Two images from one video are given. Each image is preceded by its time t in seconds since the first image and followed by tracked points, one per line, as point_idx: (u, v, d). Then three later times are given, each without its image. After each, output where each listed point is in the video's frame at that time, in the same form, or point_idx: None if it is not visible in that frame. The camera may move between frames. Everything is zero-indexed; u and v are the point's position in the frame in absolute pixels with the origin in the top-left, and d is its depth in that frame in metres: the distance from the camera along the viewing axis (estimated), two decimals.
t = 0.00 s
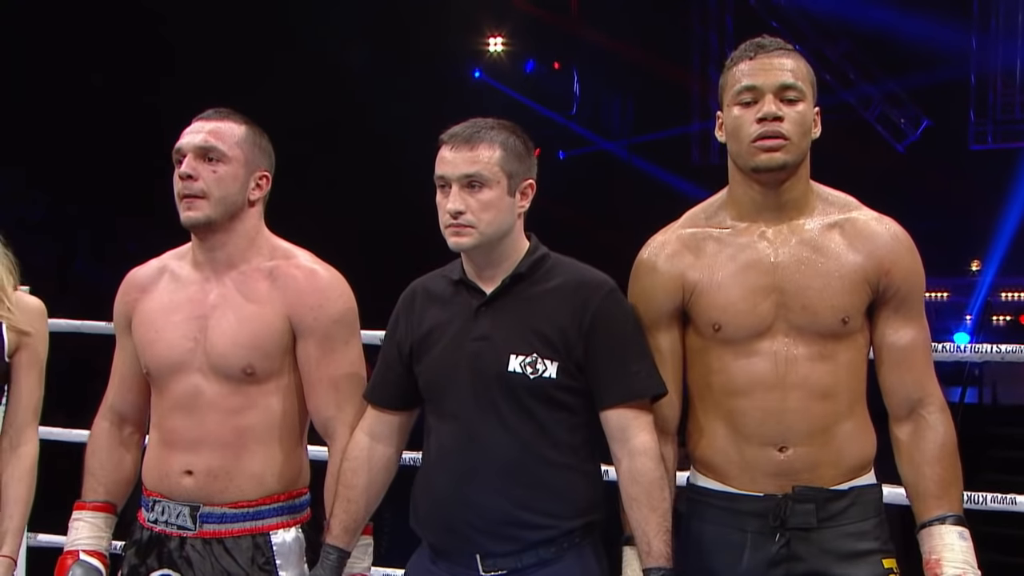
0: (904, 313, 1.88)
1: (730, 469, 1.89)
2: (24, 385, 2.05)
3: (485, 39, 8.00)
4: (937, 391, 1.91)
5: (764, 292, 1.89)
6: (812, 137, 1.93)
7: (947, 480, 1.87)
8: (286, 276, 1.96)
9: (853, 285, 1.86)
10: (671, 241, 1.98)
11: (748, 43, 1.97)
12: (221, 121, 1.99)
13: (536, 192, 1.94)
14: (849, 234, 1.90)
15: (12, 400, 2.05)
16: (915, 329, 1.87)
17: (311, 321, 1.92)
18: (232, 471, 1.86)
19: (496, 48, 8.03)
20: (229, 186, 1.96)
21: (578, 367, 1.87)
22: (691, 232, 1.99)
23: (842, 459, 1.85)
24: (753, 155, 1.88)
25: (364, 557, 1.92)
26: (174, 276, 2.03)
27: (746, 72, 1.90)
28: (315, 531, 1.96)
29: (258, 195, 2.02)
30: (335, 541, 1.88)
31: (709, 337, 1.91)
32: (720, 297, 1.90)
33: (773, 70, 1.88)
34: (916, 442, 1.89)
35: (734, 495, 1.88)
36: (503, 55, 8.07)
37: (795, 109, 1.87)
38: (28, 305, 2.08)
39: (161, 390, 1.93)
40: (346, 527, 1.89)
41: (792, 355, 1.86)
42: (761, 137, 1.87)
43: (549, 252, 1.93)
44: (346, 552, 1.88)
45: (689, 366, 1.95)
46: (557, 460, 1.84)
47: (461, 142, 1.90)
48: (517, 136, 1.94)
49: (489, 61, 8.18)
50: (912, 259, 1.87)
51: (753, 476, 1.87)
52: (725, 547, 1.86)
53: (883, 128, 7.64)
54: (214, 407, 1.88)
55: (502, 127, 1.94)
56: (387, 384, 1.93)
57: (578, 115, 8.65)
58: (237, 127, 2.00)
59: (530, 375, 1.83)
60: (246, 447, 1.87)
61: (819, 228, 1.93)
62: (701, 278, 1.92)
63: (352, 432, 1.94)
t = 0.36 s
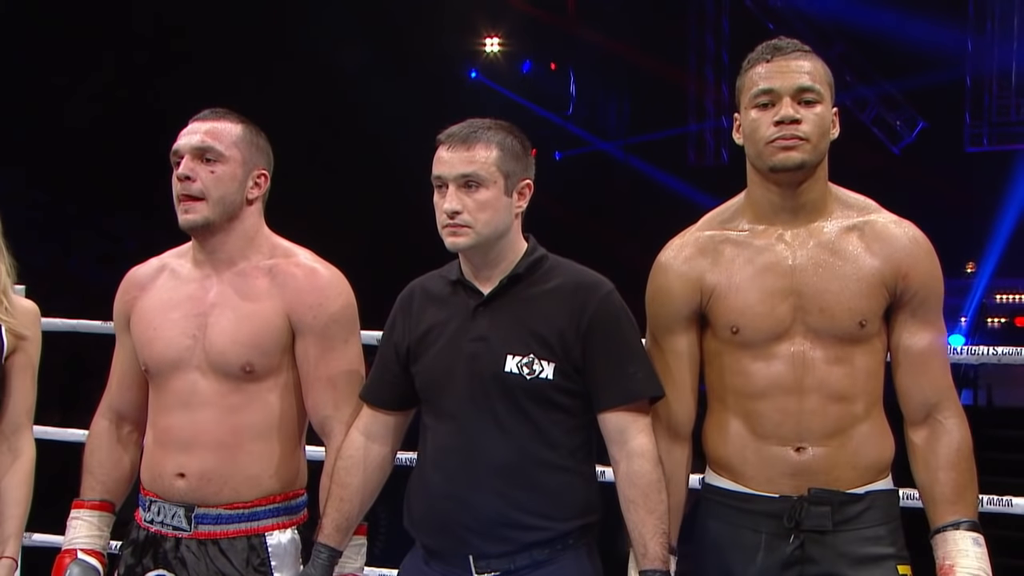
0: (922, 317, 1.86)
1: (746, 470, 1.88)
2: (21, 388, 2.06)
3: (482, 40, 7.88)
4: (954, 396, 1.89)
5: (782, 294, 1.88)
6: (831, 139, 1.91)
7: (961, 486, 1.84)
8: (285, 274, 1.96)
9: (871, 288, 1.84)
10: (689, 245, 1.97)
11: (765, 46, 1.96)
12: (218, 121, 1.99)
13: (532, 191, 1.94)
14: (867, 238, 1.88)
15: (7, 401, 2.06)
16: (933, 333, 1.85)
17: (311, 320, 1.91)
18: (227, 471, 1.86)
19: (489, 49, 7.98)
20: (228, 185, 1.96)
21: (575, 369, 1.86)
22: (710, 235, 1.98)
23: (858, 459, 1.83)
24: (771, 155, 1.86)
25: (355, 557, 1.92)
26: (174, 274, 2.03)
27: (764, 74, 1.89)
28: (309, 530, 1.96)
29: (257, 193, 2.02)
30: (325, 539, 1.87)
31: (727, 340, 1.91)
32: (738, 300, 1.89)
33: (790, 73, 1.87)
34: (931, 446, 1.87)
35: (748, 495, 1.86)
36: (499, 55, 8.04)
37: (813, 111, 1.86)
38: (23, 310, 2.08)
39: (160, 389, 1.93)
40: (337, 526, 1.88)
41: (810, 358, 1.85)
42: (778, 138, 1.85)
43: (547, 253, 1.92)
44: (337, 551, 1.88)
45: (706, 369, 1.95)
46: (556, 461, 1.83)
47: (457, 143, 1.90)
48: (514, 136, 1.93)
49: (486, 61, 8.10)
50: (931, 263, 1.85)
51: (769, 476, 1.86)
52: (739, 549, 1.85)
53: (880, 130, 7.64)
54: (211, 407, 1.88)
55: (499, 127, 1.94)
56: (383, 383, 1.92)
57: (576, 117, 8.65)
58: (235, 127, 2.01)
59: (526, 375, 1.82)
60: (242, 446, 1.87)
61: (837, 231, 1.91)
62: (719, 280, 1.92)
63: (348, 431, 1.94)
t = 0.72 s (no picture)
0: (944, 314, 1.82)
1: (767, 468, 1.85)
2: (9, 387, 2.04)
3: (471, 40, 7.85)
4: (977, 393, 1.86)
5: (801, 286, 1.85)
6: (857, 132, 1.88)
7: (982, 485, 1.81)
8: (279, 277, 1.95)
9: (891, 282, 1.81)
10: (709, 235, 1.94)
11: (796, 34, 1.92)
12: (216, 123, 1.99)
13: (526, 192, 1.92)
14: (890, 231, 1.85)
15: None
16: (955, 330, 1.82)
17: (305, 324, 1.91)
18: (219, 473, 1.86)
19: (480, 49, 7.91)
20: (224, 187, 1.96)
21: (571, 370, 1.84)
22: (731, 225, 1.95)
23: (881, 454, 1.80)
24: (794, 147, 1.84)
25: (348, 562, 1.94)
26: (167, 274, 2.03)
27: (792, 64, 1.86)
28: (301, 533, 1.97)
29: (254, 195, 2.02)
30: (319, 544, 1.88)
31: (744, 331, 1.88)
32: (756, 291, 1.87)
33: (819, 65, 1.84)
34: (953, 444, 1.84)
35: (771, 493, 1.84)
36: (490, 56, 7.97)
37: (840, 105, 1.83)
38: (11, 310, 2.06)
39: (150, 390, 1.93)
40: (330, 530, 1.89)
41: (829, 351, 1.82)
42: (802, 130, 1.83)
43: (541, 254, 1.90)
44: (330, 556, 1.88)
45: (724, 361, 1.92)
46: (551, 463, 1.82)
47: (450, 143, 1.88)
48: (507, 138, 1.92)
49: (476, 62, 8.04)
50: (956, 258, 1.82)
51: (790, 473, 1.83)
52: (763, 546, 1.83)
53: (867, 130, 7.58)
54: (202, 409, 1.87)
55: (492, 129, 1.92)
56: (377, 388, 1.91)
57: (568, 119, 8.49)
58: (233, 129, 2.00)
59: (522, 376, 1.81)
60: (234, 447, 1.87)
61: (859, 224, 1.88)
62: (737, 272, 1.89)
63: (341, 435, 1.93)
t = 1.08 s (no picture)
0: (952, 313, 1.82)
1: (775, 468, 1.84)
2: None
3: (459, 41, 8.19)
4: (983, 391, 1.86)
5: (810, 282, 1.84)
6: (865, 131, 1.87)
7: (988, 485, 1.82)
8: (267, 281, 1.95)
9: (902, 279, 1.80)
10: (716, 230, 1.93)
11: (804, 35, 1.91)
12: (196, 125, 1.99)
13: (511, 193, 1.91)
14: (899, 229, 1.84)
15: None
16: (963, 328, 1.82)
17: (293, 328, 1.91)
18: (207, 476, 1.86)
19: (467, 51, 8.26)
20: (208, 190, 1.96)
21: (561, 369, 1.83)
22: (737, 221, 1.93)
23: (891, 454, 1.80)
24: (803, 145, 1.83)
25: (339, 565, 1.94)
26: (155, 279, 2.03)
27: (801, 62, 1.85)
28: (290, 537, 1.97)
29: (238, 196, 2.02)
30: (311, 549, 1.88)
31: (751, 326, 1.86)
32: (764, 286, 1.85)
33: (828, 62, 1.83)
34: (961, 444, 1.84)
35: (780, 495, 1.83)
36: (477, 57, 8.32)
37: (848, 102, 1.82)
38: None
39: (139, 394, 1.93)
40: (321, 534, 1.88)
41: (839, 348, 1.81)
42: (812, 128, 1.82)
43: (527, 254, 1.90)
44: (321, 561, 1.89)
45: (729, 358, 1.91)
46: (542, 464, 1.81)
47: (435, 145, 1.88)
48: (491, 139, 1.91)
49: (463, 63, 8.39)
50: (965, 257, 1.81)
51: (799, 475, 1.82)
52: (771, 549, 1.82)
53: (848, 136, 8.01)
54: (190, 413, 1.87)
55: (477, 130, 1.92)
56: (364, 392, 1.90)
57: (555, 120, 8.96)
58: (213, 130, 2.00)
59: (512, 376, 1.81)
60: (223, 452, 1.87)
61: (869, 221, 1.87)
62: (743, 268, 1.87)
63: (328, 439, 1.93)
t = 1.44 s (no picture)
0: (961, 310, 1.81)
1: (781, 464, 1.82)
2: None
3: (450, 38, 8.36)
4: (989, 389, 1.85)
5: (820, 279, 1.82)
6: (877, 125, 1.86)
7: (992, 482, 1.81)
8: (260, 272, 1.95)
9: (912, 276, 1.79)
10: (726, 225, 1.91)
11: (816, 28, 1.90)
12: (183, 121, 1.98)
13: (504, 186, 1.91)
14: (909, 226, 1.83)
15: None
16: (971, 326, 1.80)
17: (287, 320, 1.91)
18: (200, 471, 1.85)
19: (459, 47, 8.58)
20: (198, 185, 1.95)
21: (556, 363, 1.82)
22: (748, 215, 1.92)
23: (895, 452, 1.78)
24: (815, 137, 1.81)
25: (331, 558, 1.93)
26: (147, 271, 2.02)
27: (813, 54, 1.84)
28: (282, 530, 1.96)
29: (228, 190, 2.01)
30: (299, 540, 1.86)
31: (761, 322, 1.85)
32: (773, 282, 1.83)
33: (839, 54, 1.82)
34: (966, 441, 1.83)
35: (784, 490, 1.81)
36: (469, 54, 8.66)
37: (861, 94, 1.81)
38: None
39: (133, 387, 1.92)
40: (312, 526, 1.87)
41: (848, 345, 1.80)
42: (825, 120, 1.80)
43: (523, 249, 1.89)
44: (310, 552, 1.87)
45: (736, 354, 1.89)
46: (536, 458, 1.80)
47: (427, 141, 1.87)
48: (484, 133, 1.90)
49: (456, 60, 8.79)
50: (974, 255, 1.80)
51: (804, 470, 1.81)
52: (773, 544, 1.81)
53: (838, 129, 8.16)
54: (184, 405, 1.87)
55: (469, 125, 1.91)
56: (358, 385, 1.89)
57: (547, 115, 9.08)
58: (200, 125, 1.99)
59: (507, 371, 1.80)
60: (216, 445, 1.86)
61: (879, 218, 1.86)
62: (754, 263, 1.86)
63: (322, 431, 1.92)
